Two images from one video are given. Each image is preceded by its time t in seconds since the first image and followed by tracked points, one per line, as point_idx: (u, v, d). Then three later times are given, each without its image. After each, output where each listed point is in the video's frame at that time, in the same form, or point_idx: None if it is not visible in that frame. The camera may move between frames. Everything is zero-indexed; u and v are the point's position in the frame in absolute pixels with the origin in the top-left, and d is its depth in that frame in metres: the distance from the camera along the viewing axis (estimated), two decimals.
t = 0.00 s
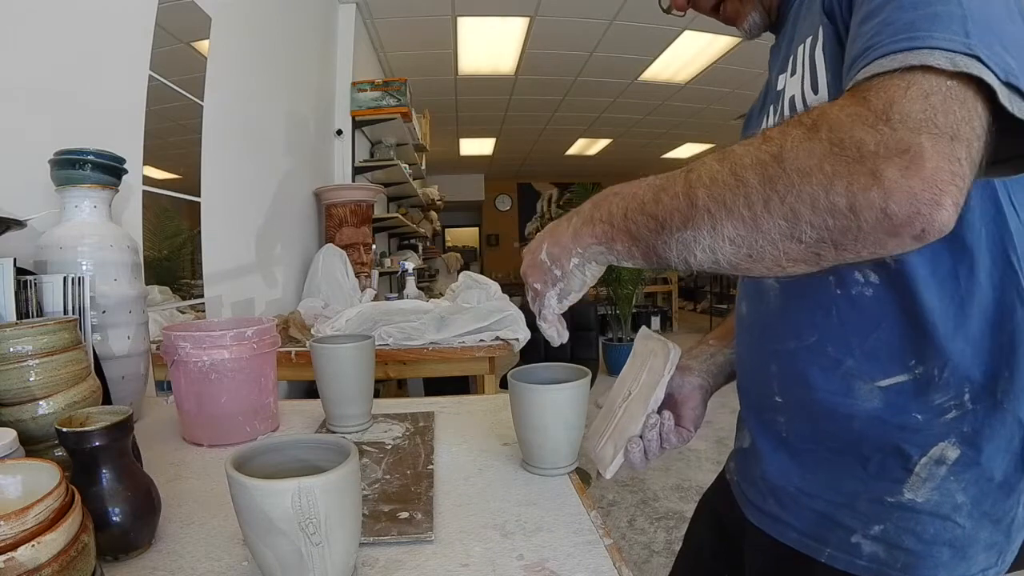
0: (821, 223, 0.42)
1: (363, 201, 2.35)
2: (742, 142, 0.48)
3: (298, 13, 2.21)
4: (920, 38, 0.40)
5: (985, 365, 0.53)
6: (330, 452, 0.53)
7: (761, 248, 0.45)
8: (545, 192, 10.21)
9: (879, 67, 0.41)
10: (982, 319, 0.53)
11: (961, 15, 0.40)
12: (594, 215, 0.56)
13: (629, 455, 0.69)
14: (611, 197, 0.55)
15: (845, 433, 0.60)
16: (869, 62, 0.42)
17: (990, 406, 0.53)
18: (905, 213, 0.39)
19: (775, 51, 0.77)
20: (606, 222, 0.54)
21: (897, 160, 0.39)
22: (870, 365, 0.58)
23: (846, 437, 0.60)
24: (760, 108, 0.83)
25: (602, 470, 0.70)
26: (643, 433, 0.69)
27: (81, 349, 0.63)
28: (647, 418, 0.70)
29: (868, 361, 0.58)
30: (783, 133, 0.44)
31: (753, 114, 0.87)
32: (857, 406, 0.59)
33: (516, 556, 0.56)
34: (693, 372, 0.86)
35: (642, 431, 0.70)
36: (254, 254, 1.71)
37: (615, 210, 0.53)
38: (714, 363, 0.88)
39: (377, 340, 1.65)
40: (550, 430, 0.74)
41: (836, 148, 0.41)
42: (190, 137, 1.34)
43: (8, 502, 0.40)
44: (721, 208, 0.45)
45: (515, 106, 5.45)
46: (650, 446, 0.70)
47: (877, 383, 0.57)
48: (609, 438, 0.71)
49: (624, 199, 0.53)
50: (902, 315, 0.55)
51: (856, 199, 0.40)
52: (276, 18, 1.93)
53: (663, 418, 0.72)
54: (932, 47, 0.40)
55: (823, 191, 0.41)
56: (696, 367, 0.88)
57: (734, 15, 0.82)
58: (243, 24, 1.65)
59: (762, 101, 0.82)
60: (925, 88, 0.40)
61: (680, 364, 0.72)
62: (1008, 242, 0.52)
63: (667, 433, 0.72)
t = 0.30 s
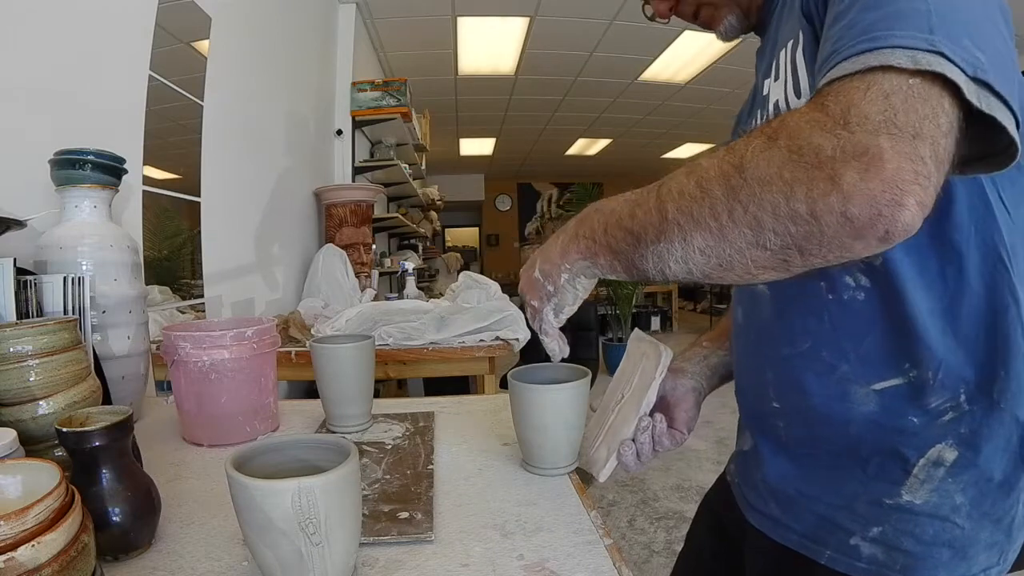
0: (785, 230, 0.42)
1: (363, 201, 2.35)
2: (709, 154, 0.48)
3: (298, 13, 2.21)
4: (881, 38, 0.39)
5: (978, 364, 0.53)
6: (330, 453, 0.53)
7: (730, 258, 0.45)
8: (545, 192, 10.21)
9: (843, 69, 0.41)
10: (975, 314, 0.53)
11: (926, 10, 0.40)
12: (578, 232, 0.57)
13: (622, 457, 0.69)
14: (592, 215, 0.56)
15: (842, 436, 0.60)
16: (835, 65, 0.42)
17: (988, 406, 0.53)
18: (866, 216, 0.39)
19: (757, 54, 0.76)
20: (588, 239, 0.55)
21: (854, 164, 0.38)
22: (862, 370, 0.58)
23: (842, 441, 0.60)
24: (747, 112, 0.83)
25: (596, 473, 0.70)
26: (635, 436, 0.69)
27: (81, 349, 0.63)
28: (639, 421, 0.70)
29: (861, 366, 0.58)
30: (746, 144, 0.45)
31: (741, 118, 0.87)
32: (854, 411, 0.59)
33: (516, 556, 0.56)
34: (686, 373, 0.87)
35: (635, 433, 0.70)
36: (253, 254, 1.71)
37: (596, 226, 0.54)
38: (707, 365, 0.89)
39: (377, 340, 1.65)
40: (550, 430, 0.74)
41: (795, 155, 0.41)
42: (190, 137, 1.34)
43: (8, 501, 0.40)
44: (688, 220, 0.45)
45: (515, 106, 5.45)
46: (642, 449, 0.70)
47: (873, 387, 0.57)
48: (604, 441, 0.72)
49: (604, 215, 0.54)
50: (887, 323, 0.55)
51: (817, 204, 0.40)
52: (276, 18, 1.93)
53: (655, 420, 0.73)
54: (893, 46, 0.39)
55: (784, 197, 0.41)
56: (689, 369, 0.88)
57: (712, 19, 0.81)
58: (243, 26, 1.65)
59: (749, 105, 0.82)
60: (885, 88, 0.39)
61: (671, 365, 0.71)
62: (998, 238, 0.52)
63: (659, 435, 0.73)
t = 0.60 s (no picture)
0: (762, 238, 0.41)
1: (363, 201, 2.35)
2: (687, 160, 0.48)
3: (298, 13, 2.21)
4: (854, 38, 0.39)
5: (968, 364, 0.53)
6: (330, 453, 0.53)
7: (709, 266, 0.44)
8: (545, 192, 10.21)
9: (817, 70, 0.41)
10: (961, 312, 0.53)
11: (898, 8, 0.40)
12: (563, 242, 0.57)
13: (615, 457, 0.69)
14: (576, 225, 0.56)
15: (835, 440, 0.60)
16: (810, 66, 0.42)
17: (979, 408, 0.53)
18: (842, 221, 0.39)
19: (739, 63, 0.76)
20: (573, 249, 0.55)
21: (829, 169, 0.38)
22: (851, 376, 0.58)
23: (836, 445, 0.60)
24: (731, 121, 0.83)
25: (592, 474, 0.71)
26: (628, 436, 0.70)
27: (81, 349, 0.63)
28: (632, 421, 0.70)
29: (852, 372, 0.58)
30: (723, 150, 0.44)
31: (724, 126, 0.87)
32: (847, 416, 0.59)
33: (516, 556, 0.56)
34: (679, 373, 0.87)
35: (628, 433, 0.70)
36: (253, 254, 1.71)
37: (580, 236, 0.54)
38: (701, 364, 0.89)
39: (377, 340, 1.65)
40: (550, 430, 0.74)
41: (769, 161, 0.41)
42: (190, 137, 1.34)
43: (9, 502, 0.40)
44: (666, 230, 0.45)
45: (515, 106, 5.45)
46: (636, 449, 0.70)
47: (863, 392, 0.57)
48: (600, 442, 0.73)
49: (586, 224, 0.54)
50: (872, 327, 0.55)
51: (792, 211, 0.40)
52: (276, 18, 1.93)
53: (648, 419, 0.72)
54: (865, 46, 0.39)
55: (759, 204, 0.41)
56: (683, 369, 0.88)
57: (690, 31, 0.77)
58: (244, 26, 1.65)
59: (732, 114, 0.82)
60: (859, 89, 0.39)
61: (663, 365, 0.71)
62: (986, 237, 0.51)
63: (653, 435, 0.72)
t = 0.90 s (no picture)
0: (729, 229, 0.41)
1: (363, 201, 2.35)
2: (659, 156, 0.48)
3: (298, 13, 2.21)
4: (816, 24, 0.40)
5: (951, 364, 0.52)
6: (330, 453, 0.53)
7: (683, 262, 0.44)
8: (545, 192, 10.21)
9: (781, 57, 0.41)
10: (945, 315, 0.52)
11: None
12: (549, 248, 0.58)
13: (614, 459, 0.70)
14: (560, 230, 0.56)
15: (823, 441, 0.60)
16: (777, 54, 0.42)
17: (965, 409, 0.52)
18: (808, 207, 0.39)
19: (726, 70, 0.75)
20: (559, 254, 0.56)
21: (790, 155, 0.38)
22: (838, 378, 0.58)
23: (825, 448, 0.60)
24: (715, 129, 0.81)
25: (591, 475, 0.71)
26: (625, 438, 0.70)
27: (81, 349, 0.63)
28: (628, 422, 0.70)
29: (837, 374, 0.58)
30: (690, 144, 0.44)
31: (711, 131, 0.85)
32: (835, 417, 0.59)
33: (516, 556, 0.56)
34: (674, 372, 0.86)
35: (625, 435, 0.70)
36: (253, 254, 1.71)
37: (564, 240, 0.55)
38: (697, 363, 0.88)
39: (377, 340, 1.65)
40: (550, 430, 0.74)
41: (732, 151, 0.41)
42: (190, 137, 1.34)
43: (9, 501, 0.40)
44: (639, 228, 0.45)
45: (516, 106, 5.45)
46: (634, 450, 0.70)
47: (848, 395, 0.57)
48: (596, 442, 0.73)
49: (570, 228, 0.54)
50: (846, 323, 0.55)
51: (756, 200, 0.39)
52: (276, 18, 1.93)
53: (645, 419, 0.72)
54: (825, 30, 0.39)
55: (724, 195, 0.41)
56: (679, 367, 0.87)
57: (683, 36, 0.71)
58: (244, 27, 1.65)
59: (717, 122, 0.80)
60: (821, 73, 0.39)
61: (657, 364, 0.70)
62: (969, 236, 0.51)
63: (650, 434, 0.72)
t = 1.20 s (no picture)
0: (681, 196, 0.41)
1: (363, 201, 2.35)
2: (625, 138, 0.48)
3: (298, 13, 2.21)
4: None
5: (922, 352, 0.52)
6: (330, 453, 0.53)
7: (646, 237, 0.44)
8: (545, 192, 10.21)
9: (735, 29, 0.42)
10: (931, 314, 0.51)
11: None
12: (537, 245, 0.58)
13: (607, 456, 0.74)
14: (546, 226, 0.57)
15: (810, 443, 0.60)
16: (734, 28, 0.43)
17: (947, 406, 0.52)
18: (752, 162, 0.38)
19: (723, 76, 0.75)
20: (545, 249, 0.56)
21: (732, 114, 0.39)
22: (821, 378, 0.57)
23: (811, 453, 0.60)
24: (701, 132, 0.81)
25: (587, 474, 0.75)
26: (618, 434, 0.75)
27: (81, 349, 0.63)
28: (620, 418, 0.75)
29: (814, 362, 0.58)
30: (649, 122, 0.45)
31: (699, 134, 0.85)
32: (817, 416, 0.58)
33: (516, 556, 0.56)
34: (669, 370, 0.86)
35: (618, 432, 0.75)
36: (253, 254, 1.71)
37: (549, 233, 0.55)
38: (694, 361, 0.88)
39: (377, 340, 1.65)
40: (550, 430, 0.74)
41: (681, 120, 0.41)
42: (190, 137, 1.34)
43: (9, 501, 0.40)
44: (605, 207, 0.46)
45: (516, 106, 5.45)
46: (627, 445, 0.74)
47: (829, 397, 0.56)
48: (592, 442, 0.78)
49: (553, 221, 0.55)
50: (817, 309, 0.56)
51: (702, 162, 0.40)
52: (276, 18, 1.93)
53: (636, 415, 0.76)
54: None
55: (674, 162, 0.41)
56: (674, 365, 0.87)
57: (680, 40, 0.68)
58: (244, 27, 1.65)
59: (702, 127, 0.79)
60: (768, 37, 0.39)
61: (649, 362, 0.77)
62: (947, 225, 0.51)
63: (643, 429, 0.76)
